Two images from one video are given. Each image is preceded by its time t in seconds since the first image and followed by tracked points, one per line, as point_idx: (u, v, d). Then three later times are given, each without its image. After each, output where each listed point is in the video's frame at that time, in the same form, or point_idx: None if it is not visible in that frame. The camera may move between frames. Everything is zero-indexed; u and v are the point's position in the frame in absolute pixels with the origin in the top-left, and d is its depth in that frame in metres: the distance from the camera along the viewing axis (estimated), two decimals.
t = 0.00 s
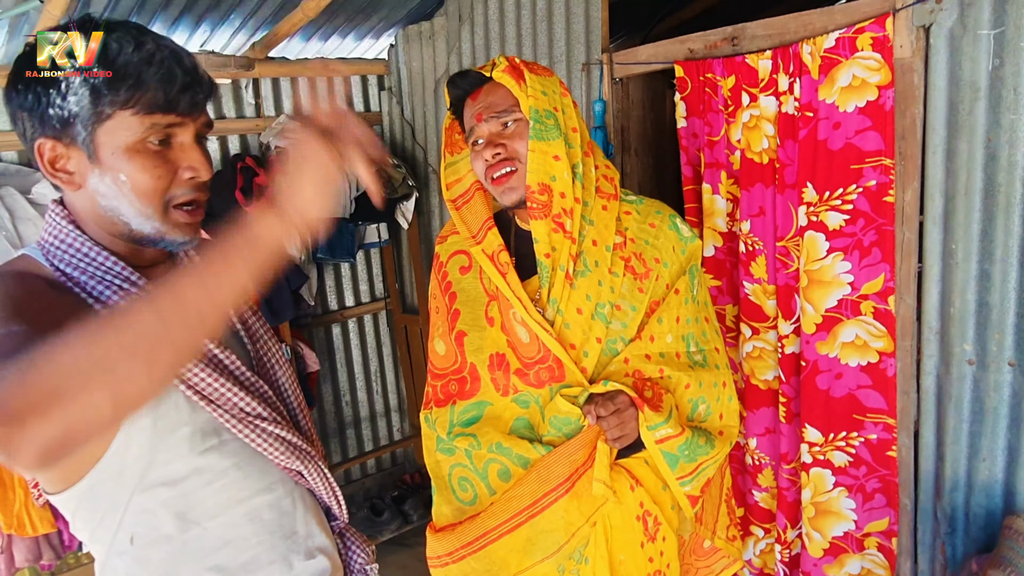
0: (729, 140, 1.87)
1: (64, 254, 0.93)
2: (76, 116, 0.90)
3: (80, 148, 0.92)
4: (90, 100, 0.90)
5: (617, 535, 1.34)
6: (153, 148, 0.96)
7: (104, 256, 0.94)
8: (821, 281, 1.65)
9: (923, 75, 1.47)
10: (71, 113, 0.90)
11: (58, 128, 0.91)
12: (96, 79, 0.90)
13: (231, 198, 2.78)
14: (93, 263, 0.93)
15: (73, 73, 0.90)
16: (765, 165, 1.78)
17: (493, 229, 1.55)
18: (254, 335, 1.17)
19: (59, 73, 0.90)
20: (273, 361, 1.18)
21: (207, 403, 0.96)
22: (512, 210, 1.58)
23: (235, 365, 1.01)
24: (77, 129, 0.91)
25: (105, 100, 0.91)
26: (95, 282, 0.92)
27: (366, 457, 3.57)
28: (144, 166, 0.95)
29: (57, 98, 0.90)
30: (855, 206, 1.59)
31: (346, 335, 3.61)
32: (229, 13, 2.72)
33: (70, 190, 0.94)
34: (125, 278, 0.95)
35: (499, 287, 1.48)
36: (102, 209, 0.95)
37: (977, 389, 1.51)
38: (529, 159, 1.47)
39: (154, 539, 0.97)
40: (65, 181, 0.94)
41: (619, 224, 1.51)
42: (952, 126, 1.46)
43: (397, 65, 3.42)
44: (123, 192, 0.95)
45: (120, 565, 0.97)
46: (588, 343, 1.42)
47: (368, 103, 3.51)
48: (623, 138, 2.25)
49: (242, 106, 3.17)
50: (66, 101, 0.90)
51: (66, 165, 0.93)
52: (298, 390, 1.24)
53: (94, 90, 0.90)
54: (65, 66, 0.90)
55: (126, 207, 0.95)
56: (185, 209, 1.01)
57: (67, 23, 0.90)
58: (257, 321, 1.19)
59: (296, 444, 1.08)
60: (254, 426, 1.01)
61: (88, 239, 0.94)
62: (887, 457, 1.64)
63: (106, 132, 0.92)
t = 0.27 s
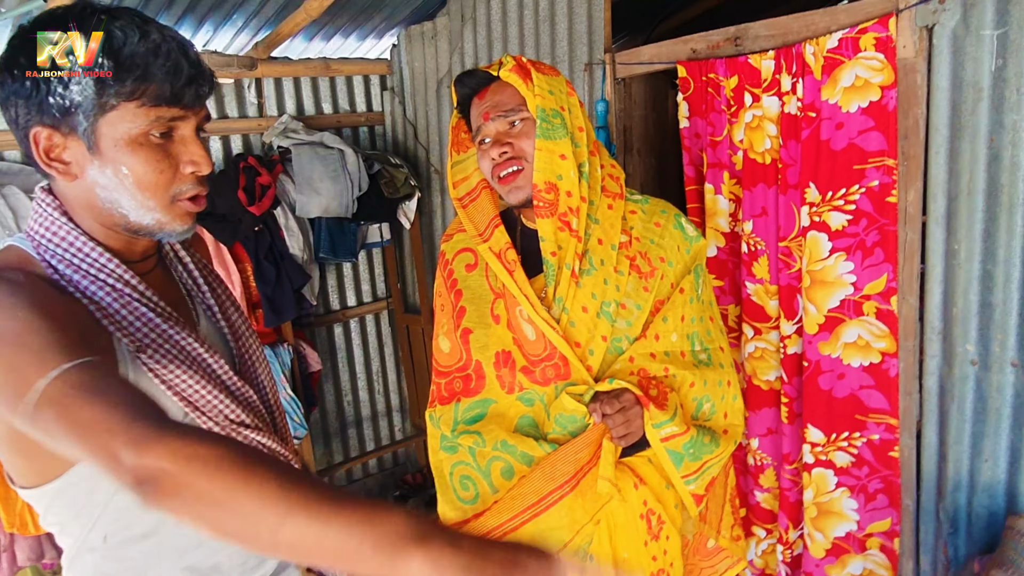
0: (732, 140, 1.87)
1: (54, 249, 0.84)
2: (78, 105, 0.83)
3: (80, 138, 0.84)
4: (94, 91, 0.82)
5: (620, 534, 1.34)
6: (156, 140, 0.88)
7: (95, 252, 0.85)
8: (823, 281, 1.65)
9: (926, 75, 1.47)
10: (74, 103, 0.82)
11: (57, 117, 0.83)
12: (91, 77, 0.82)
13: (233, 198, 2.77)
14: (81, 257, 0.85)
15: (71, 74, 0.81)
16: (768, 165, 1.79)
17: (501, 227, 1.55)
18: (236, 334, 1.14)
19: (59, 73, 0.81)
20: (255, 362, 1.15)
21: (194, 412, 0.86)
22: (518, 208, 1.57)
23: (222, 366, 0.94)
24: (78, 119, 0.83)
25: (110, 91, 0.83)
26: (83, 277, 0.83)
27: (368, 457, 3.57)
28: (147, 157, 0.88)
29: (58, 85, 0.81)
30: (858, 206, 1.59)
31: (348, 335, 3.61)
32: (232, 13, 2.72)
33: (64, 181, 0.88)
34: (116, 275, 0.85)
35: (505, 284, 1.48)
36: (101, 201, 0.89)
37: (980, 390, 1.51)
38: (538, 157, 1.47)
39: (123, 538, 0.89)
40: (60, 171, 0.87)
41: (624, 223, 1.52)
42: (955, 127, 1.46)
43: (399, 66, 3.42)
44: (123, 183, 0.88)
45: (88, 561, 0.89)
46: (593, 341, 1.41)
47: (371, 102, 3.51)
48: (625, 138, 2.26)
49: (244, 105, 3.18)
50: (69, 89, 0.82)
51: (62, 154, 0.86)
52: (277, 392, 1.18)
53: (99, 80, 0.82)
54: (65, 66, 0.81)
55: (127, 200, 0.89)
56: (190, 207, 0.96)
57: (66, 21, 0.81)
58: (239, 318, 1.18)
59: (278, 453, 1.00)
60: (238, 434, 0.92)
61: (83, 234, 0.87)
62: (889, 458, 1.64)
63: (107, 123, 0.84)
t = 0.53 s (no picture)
0: (733, 139, 1.86)
1: (66, 244, 0.87)
2: (114, 97, 0.85)
3: (115, 128, 0.86)
4: (131, 83, 0.85)
5: (623, 533, 1.34)
6: (183, 131, 0.92)
7: (109, 247, 0.89)
8: (824, 280, 1.65)
9: (927, 74, 1.47)
10: (110, 94, 0.84)
11: (92, 109, 0.84)
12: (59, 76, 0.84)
13: (233, 197, 2.76)
14: (96, 253, 0.88)
15: (72, 73, 0.83)
16: (769, 164, 1.78)
17: (503, 225, 1.55)
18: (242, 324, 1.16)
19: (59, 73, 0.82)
20: (260, 352, 1.18)
21: (202, 398, 0.92)
22: (520, 207, 1.57)
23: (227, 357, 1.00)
24: (114, 110, 0.85)
25: (145, 82, 0.87)
26: (96, 272, 0.88)
27: (368, 457, 3.57)
28: (176, 146, 0.91)
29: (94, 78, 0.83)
30: (859, 205, 1.58)
31: (348, 335, 3.61)
32: (232, 12, 2.72)
33: (92, 173, 0.88)
34: (126, 270, 0.90)
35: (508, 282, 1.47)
36: (130, 190, 0.90)
37: (982, 389, 1.51)
38: (539, 156, 1.47)
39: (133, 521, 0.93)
40: (89, 163, 0.87)
41: (627, 221, 1.51)
42: (956, 126, 1.45)
43: (400, 65, 3.42)
44: (154, 171, 0.89)
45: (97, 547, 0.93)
46: (596, 341, 1.41)
47: (371, 102, 3.51)
48: (625, 137, 2.26)
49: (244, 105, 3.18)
50: (106, 81, 0.84)
51: (93, 146, 0.86)
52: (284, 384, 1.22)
53: (135, 73, 0.86)
54: (66, 66, 0.83)
55: (156, 186, 0.90)
56: (207, 194, 0.98)
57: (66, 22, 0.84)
58: (244, 309, 1.20)
59: (283, 439, 1.06)
60: (244, 420, 0.98)
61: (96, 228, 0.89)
62: (890, 458, 1.63)
63: (141, 114, 0.87)
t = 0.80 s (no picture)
0: (736, 140, 1.86)
1: (120, 240, 0.99)
2: (146, 123, 0.94)
3: (150, 148, 0.96)
4: (161, 112, 0.94)
5: (626, 534, 1.34)
6: (210, 158, 0.98)
7: (157, 245, 1.00)
8: (828, 281, 1.65)
9: (931, 74, 1.47)
10: (143, 120, 0.94)
11: (130, 131, 0.95)
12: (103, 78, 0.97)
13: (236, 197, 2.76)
14: (145, 248, 0.99)
15: (117, 88, 0.95)
16: (772, 164, 1.78)
17: (509, 224, 1.55)
18: (279, 322, 1.20)
19: (109, 88, 0.95)
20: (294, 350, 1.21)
21: (225, 385, 1.04)
22: (524, 207, 1.56)
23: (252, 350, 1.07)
24: (147, 134, 0.95)
25: (175, 112, 0.94)
26: (140, 265, 0.99)
27: (370, 457, 3.57)
28: (201, 170, 0.97)
29: (133, 106, 0.94)
30: (863, 206, 1.58)
31: (350, 335, 3.61)
32: (235, 11, 2.72)
33: (137, 182, 1.00)
34: (169, 266, 1.00)
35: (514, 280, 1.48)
36: (162, 203, 0.99)
37: (985, 390, 1.51)
38: (540, 155, 1.46)
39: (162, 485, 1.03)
40: (134, 173, 1.00)
41: (633, 221, 1.51)
42: (960, 126, 1.45)
43: (402, 65, 3.42)
44: (179, 190, 0.97)
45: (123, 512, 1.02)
46: (600, 341, 1.41)
47: (374, 102, 3.51)
48: (629, 138, 2.26)
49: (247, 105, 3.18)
50: (141, 109, 0.94)
51: (137, 160, 0.98)
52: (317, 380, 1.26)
53: (166, 102, 0.93)
54: (113, 83, 0.95)
55: (181, 204, 0.99)
56: (234, 217, 1.03)
57: (129, 50, 0.96)
58: (283, 308, 1.23)
59: (302, 430, 1.13)
60: (263, 409, 1.07)
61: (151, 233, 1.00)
62: (894, 459, 1.63)
63: (172, 139, 0.96)
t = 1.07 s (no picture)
0: (737, 140, 1.86)
1: (148, 232, 1.10)
2: (177, 127, 1.07)
3: (178, 150, 1.09)
4: (190, 118, 1.06)
5: (626, 536, 1.34)
6: (234, 163, 1.09)
7: (176, 237, 1.10)
8: (829, 281, 1.65)
9: (933, 74, 1.46)
10: (174, 124, 1.07)
11: (163, 132, 1.08)
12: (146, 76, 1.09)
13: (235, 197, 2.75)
14: (167, 241, 1.10)
15: (156, 91, 1.07)
16: (773, 164, 1.78)
17: (511, 222, 1.54)
18: (291, 318, 1.24)
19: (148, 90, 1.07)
20: (305, 347, 1.24)
21: (227, 377, 1.12)
22: (525, 206, 1.56)
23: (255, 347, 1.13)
24: (177, 137, 1.08)
25: (204, 120, 1.06)
26: (161, 257, 1.09)
27: (370, 457, 3.56)
28: (223, 173, 1.09)
29: (166, 110, 1.07)
30: (865, 206, 1.58)
31: (350, 335, 3.61)
32: (236, 10, 2.72)
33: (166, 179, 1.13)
34: (187, 259, 1.10)
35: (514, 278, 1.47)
36: (186, 200, 1.11)
37: (987, 392, 1.50)
38: (537, 155, 1.46)
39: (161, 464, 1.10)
40: (163, 170, 1.12)
41: (634, 220, 1.50)
42: (962, 127, 1.45)
43: (403, 64, 3.42)
44: (201, 190, 1.09)
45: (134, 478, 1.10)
46: (600, 341, 1.41)
47: (375, 101, 3.51)
48: (630, 137, 2.26)
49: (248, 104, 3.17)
50: (173, 114, 1.06)
51: (168, 159, 1.11)
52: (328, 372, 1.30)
53: (196, 110, 1.06)
54: (152, 86, 1.07)
55: (202, 204, 1.10)
56: (253, 217, 1.13)
57: (176, 55, 1.08)
58: (297, 303, 1.25)
59: (298, 425, 1.19)
60: (261, 402, 1.14)
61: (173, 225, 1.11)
62: (895, 460, 1.63)
63: (199, 143, 1.08)
